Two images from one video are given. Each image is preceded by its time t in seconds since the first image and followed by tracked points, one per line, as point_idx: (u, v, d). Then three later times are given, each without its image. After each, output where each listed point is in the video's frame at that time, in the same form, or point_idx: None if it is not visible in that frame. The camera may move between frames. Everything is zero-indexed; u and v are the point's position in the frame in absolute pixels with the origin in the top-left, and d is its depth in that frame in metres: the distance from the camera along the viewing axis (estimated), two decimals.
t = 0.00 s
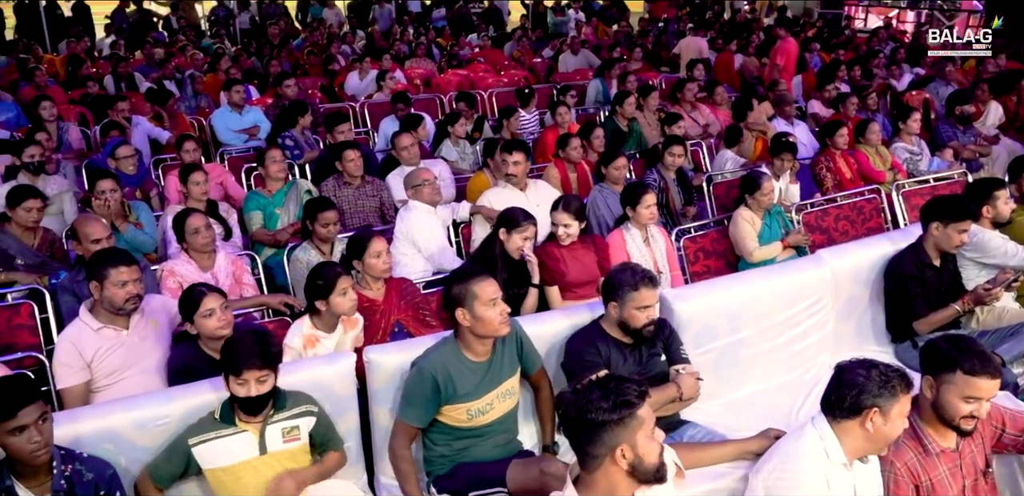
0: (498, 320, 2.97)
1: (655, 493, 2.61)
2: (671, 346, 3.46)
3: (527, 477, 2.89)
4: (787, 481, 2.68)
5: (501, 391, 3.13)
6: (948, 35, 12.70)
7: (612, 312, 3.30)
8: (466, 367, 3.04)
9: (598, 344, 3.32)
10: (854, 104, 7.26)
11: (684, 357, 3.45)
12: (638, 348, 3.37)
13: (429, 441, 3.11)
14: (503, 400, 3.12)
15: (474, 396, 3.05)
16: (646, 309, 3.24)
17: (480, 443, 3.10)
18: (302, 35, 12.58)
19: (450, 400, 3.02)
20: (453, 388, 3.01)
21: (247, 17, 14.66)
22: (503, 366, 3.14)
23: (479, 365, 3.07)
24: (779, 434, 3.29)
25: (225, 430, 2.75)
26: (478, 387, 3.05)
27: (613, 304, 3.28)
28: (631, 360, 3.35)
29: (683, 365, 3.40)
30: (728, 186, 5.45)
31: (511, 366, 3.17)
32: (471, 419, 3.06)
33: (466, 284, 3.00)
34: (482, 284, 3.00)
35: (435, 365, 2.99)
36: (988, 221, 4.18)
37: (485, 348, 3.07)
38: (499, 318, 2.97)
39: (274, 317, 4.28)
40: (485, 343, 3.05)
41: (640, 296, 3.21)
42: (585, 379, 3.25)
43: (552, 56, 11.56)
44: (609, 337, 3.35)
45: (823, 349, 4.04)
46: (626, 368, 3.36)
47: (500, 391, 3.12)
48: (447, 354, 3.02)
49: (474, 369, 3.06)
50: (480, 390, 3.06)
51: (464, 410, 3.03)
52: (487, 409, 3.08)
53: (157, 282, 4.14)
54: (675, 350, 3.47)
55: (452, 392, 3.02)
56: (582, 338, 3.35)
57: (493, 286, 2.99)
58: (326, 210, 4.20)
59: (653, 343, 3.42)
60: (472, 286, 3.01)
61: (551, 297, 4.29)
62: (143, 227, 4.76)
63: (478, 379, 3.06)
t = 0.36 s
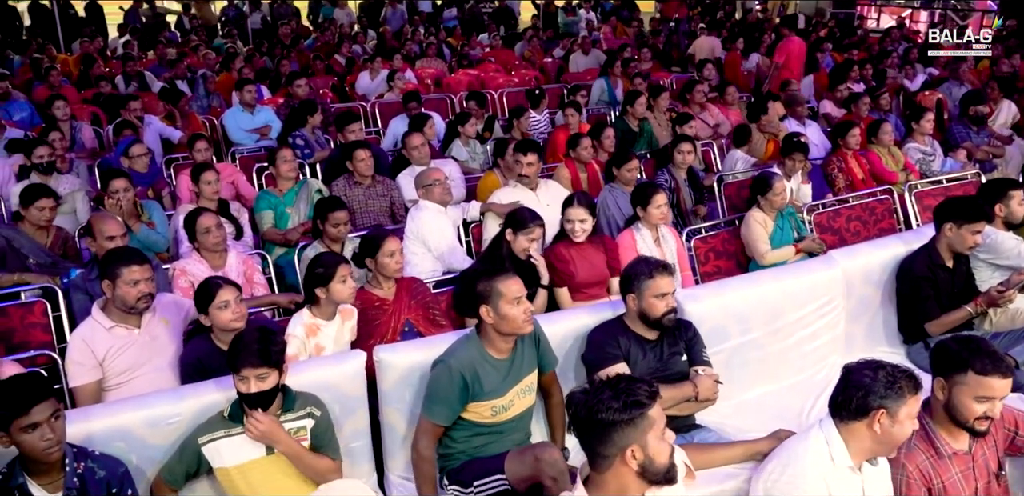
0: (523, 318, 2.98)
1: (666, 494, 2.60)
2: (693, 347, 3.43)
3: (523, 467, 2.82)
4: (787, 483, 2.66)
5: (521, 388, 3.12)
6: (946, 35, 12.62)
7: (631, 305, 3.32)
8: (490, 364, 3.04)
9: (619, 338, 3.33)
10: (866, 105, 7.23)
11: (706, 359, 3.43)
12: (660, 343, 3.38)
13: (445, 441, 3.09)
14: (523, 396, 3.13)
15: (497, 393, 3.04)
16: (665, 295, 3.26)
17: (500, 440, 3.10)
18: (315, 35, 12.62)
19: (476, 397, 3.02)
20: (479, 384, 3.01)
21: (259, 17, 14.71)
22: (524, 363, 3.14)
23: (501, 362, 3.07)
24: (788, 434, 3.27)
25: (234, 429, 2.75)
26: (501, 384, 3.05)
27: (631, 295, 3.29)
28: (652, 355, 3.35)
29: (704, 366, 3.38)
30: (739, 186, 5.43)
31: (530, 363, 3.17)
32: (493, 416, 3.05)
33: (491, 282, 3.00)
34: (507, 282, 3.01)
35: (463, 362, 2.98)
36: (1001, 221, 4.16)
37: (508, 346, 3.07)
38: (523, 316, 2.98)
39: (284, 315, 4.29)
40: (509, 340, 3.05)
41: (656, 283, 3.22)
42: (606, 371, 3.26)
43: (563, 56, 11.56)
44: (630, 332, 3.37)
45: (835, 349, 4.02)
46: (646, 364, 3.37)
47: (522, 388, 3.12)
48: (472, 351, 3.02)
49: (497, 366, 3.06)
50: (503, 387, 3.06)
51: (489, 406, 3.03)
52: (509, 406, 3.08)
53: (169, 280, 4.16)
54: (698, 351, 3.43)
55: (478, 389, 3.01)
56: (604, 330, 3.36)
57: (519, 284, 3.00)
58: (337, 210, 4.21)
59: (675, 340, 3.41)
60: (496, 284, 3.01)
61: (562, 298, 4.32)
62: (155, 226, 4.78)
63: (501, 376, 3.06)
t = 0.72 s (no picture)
0: (525, 327, 2.96)
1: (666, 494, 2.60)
2: (698, 346, 3.43)
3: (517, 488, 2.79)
4: (790, 483, 2.67)
5: (521, 394, 3.12)
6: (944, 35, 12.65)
7: (636, 299, 3.30)
8: (491, 370, 3.03)
9: (628, 334, 3.33)
10: (868, 105, 7.22)
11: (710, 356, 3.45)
12: (666, 341, 3.38)
13: (443, 443, 3.10)
14: (522, 402, 3.12)
15: (496, 399, 3.04)
16: (670, 289, 3.26)
17: (499, 447, 3.10)
18: (316, 35, 12.61)
19: (475, 403, 3.02)
20: (477, 390, 3.00)
21: (261, 17, 14.72)
22: (525, 369, 3.13)
23: (502, 368, 3.07)
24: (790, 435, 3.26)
25: (238, 430, 2.77)
26: (501, 390, 3.05)
27: (635, 288, 3.29)
28: (659, 352, 3.35)
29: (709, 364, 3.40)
30: (741, 186, 5.44)
31: (531, 368, 3.16)
32: (490, 422, 3.05)
33: (495, 292, 2.95)
34: (511, 291, 2.96)
35: (463, 366, 2.98)
36: (1003, 221, 4.16)
37: (510, 353, 3.07)
38: (526, 325, 2.96)
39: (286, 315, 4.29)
40: (511, 348, 3.05)
41: (661, 275, 3.24)
42: (613, 367, 3.24)
43: (564, 56, 11.54)
44: (638, 328, 3.36)
45: (835, 350, 4.02)
46: (653, 360, 3.36)
47: (519, 395, 3.11)
48: (475, 356, 3.02)
49: (498, 372, 3.05)
50: (502, 393, 3.05)
51: (487, 413, 3.02)
52: (507, 412, 3.07)
53: (171, 280, 4.16)
54: (702, 349, 3.43)
55: (476, 394, 3.01)
56: (611, 326, 3.35)
57: (523, 292, 2.96)
58: (338, 210, 4.21)
59: (681, 338, 3.41)
60: (500, 293, 2.97)
61: (562, 299, 4.30)
62: (157, 226, 4.78)
63: (501, 382, 3.05)
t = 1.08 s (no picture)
0: (534, 344, 2.93)
1: None
2: (707, 343, 3.44)
3: None
4: (807, 484, 2.62)
5: (530, 408, 3.09)
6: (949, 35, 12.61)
7: (642, 300, 3.30)
8: (499, 380, 3.00)
9: (638, 333, 3.32)
10: (878, 105, 7.19)
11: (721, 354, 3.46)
12: (676, 340, 3.37)
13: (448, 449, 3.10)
14: (530, 416, 3.10)
15: (502, 410, 3.01)
16: (675, 288, 3.25)
17: (502, 458, 3.09)
18: (326, 35, 12.66)
19: (480, 411, 2.99)
20: (482, 398, 2.98)
21: (270, 18, 14.79)
22: (537, 382, 3.10)
23: (513, 379, 3.03)
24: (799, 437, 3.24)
25: (245, 434, 2.78)
26: (509, 402, 3.02)
27: (641, 290, 3.29)
28: (669, 351, 3.34)
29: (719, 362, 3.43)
30: (750, 186, 5.42)
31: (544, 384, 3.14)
32: (494, 432, 3.03)
33: (501, 306, 2.92)
34: (517, 306, 2.92)
35: (468, 373, 2.94)
36: (1014, 223, 4.13)
37: (519, 366, 3.03)
38: (535, 341, 2.93)
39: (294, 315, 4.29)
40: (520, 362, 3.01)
41: (666, 275, 3.23)
42: (625, 367, 3.22)
43: (573, 57, 11.55)
44: (648, 328, 3.35)
45: (844, 352, 4.00)
46: (664, 359, 3.35)
47: (528, 408, 3.08)
48: (486, 366, 2.98)
49: (506, 384, 3.02)
50: (509, 405, 3.02)
51: (490, 422, 3.00)
52: (512, 423, 3.05)
53: (180, 280, 4.18)
54: (711, 348, 3.44)
55: (480, 403, 2.98)
56: (623, 326, 3.35)
57: (529, 309, 2.92)
58: (347, 211, 4.21)
59: (689, 337, 3.41)
60: (506, 309, 2.92)
61: (570, 299, 4.26)
62: (167, 226, 4.81)
63: (509, 394, 3.02)
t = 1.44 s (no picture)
0: (558, 337, 2.92)
1: None
2: (714, 347, 3.42)
3: None
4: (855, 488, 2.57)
5: (552, 398, 3.09)
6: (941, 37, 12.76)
7: (649, 303, 3.29)
8: (515, 369, 2.99)
9: (645, 337, 3.31)
10: (893, 107, 7.15)
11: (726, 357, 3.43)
12: (683, 343, 3.36)
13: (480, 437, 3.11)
14: (551, 407, 3.10)
15: (520, 398, 3.01)
16: (682, 292, 3.23)
17: (524, 445, 3.09)
18: (339, 36, 12.71)
19: (496, 399, 2.99)
20: (499, 388, 2.98)
21: (284, 18, 14.87)
22: (557, 369, 3.09)
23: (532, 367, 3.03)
24: (814, 441, 3.23)
25: (259, 434, 2.79)
26: (526, 390, 3.02)
27: (648, 293, 3.28)
28: (675, 355, 3.33)
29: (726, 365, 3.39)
30: (763, 188, 5.43)
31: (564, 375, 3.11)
32: (513, 420, 3.03)
33: (534, 297, 2.87)
34: (550, 299, 2.89)
35: (482, 363, 2.96)
36: None
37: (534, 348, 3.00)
38: (559, 336, 2.92)
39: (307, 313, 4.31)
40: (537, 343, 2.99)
41: (674, 278, 3.22)
42: (633, 371, 3.21)
43: (585, 57, 11.53)
44: (654, 331, 3.34)
45: (857, 355, 3.98)
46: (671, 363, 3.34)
47: (551, 398, 3.09)
48: (502, 354, 2.99)
49: (522, 373, 3.01)
50: (529, 393, 3.02)
51: (509, 410, 3.01)
52: (532, 412, 3.05)
53: (194, 279, 4.21)
54: (719, 350, 3.42)
55: (499, 392, 2.98)
56: (630, 330, 3.34)
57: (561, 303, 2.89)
58: (360, 211, 4.23)
59: (697, 340, 3.39)
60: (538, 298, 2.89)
61: (582, 300, 4.25)
62: (181, 225, 4.83)
63: (527, 382, 3.02)
